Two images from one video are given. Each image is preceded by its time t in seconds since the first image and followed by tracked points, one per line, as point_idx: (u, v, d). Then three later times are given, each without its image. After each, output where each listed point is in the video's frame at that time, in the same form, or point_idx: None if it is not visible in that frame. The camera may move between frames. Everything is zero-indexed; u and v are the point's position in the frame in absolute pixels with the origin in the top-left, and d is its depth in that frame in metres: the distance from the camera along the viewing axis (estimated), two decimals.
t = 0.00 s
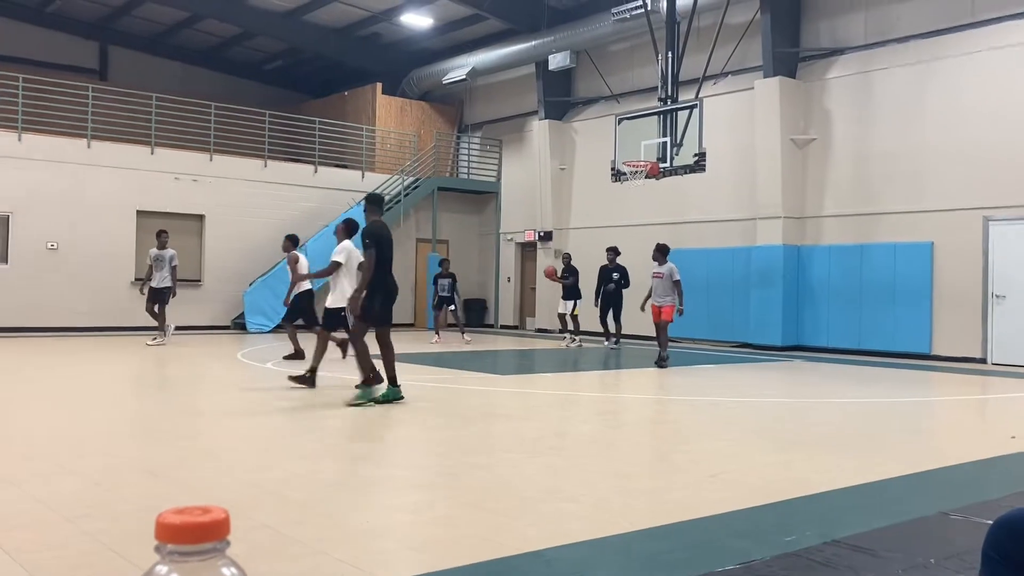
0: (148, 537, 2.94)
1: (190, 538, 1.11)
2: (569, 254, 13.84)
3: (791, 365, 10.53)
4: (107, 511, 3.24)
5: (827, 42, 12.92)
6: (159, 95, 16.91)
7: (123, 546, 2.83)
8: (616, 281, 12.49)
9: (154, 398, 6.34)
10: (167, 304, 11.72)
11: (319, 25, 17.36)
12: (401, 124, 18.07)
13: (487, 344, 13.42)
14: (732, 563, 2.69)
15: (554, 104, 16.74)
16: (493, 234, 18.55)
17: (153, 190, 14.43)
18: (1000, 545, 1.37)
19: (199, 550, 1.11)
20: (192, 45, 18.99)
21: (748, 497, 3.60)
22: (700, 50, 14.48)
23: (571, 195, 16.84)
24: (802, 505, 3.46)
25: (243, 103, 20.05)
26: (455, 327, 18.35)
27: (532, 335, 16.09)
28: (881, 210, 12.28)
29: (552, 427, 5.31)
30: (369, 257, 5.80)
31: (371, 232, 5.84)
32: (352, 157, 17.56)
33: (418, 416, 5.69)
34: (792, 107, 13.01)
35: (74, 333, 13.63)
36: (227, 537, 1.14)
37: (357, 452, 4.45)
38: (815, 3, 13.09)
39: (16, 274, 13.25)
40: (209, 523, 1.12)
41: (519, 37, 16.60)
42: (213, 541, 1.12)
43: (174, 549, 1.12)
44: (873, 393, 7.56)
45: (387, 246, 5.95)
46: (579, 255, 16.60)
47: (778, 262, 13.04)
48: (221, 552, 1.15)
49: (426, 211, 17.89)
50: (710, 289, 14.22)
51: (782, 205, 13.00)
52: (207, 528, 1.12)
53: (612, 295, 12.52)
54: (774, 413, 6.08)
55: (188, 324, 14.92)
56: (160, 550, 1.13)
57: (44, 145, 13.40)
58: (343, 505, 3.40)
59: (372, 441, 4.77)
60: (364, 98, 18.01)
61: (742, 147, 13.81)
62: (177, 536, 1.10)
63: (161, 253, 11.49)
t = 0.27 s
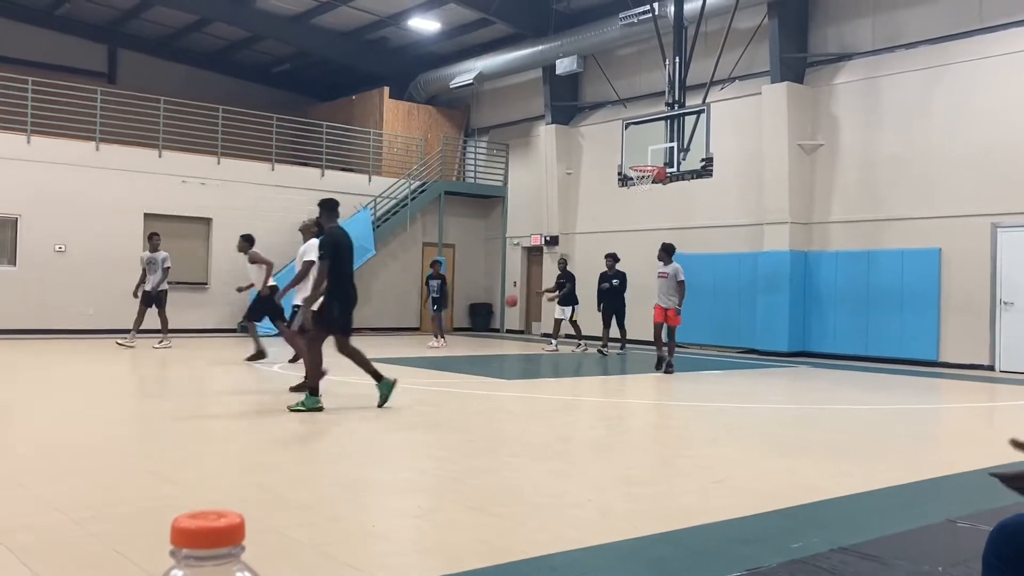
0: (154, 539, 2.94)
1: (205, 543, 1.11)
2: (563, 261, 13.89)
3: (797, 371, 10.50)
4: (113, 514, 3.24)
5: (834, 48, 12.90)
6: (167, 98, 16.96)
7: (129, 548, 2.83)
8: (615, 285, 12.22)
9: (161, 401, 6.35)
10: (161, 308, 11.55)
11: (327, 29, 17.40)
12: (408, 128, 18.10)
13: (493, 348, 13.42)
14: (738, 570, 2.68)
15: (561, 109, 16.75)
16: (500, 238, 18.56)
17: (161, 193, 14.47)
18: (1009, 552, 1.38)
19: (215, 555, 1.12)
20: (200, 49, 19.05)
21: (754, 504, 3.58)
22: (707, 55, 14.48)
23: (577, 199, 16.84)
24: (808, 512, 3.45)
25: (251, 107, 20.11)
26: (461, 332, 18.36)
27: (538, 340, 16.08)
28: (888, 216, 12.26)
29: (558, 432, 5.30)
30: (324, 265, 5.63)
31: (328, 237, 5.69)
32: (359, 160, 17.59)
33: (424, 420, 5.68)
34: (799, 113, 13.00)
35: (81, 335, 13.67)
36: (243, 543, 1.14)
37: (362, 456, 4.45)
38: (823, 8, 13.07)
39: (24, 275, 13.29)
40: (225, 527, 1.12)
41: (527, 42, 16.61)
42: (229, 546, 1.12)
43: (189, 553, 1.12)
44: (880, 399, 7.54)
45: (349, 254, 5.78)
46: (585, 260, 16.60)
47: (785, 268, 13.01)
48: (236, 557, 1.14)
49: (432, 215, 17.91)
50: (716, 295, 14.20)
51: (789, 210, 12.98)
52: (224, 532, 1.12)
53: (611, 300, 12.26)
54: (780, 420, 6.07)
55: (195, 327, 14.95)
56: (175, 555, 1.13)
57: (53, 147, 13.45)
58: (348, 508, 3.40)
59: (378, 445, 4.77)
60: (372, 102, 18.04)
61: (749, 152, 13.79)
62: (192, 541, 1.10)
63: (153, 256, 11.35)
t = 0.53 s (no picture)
0: (162, 541, 2.95)
1: (220, 548, 1.17)
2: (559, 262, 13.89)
3: (805, 377, 10.48)
4: (121, 516, 3.25)
5: (842, 53, 12.89)
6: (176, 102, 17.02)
7: (137, 551, 2.83)
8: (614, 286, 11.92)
9: (169, 403, 6.36)
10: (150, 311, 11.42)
11: (336, 33, 17.44)
12: (416, 132, 18.12)
13: (500, 352, 13.43)
14: None
15: (569, 113, 16.76)
16: (507, 242, 18.57)
17: (169, 196, 14.52)
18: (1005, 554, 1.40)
19: (230, 560, 1.17)
20: (209, 52, 19.12)
21: (762, 510, 3.57)
22: (715, 60, 14.48)
23: (584, 203, 16.84)
24: (816, 518, 3.44)
25: (259, 110, 20.17)
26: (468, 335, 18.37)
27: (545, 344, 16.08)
28: (896, 221, 12.23)
29: (565, 437, 5.29)
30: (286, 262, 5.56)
31: (288, 232, 5.61)
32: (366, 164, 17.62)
33: (431, 423, 5.69)
34: (807, 118, 12.98)
35: (90, 338, 13.71)
36: (256, 546, 1.20)
37: (370, 460, 4.44)
38: (831, 13, 13.06)
39: (33, 278, 13.35)
40: (241, 530, 1.18)
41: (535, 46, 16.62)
42: (246, 549, 1.18)
43: (203, 558, 1.17)
44: (888, 405, 7.51)
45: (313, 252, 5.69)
46: (592, 264, 16.59)
47: (793, 274, 12.98)
48: (250, 561, 1.20)
49: (440, 219, 17.94)
50: (723, 300, 14.18)
51: (796, 215, 12.96)
52: (240, 537, 1.18)
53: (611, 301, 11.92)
54: (788, 425, 6.05)
55: (203, 330, 14.98)
56: (191, 559, 1.18)
57: (63, 150, 13.51)
58: (356, 512, 3.40)
59: (384, 448, 4.77)
60: (379, 106, 18.08)
61: (757, 157, 13.77)
62: (208, 545, 1.16)
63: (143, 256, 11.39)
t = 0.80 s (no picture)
0: (169, 543, 2.95)
1: (228, 550, 1.23)
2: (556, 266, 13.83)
3: (812, 382, 10.45)
4: (128, 518, 3.26)
5: (851, 58, 12.86)
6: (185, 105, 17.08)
7: (143, 553, 2.84)
8: (612, 292, 11.79)
9: (176, 406, 6.38)
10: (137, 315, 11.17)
11: (345, 37, 17.49)
12: (423, 136, 18.15)
13: (507, 355, 13.42)
14: None
15: (576, 117, 16.77)
16: (514, 245, 18.57)
17: (178, 199, 14.57)
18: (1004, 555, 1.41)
19: (237, 562, 1.23)
20: (218, 56, 19.19)
21: (769, 515, 3.56)
22: (723, 64, 14.46)
23: (592, 207, 16.83)
24: (823, 524, 3.42)
25: (268, 114, 20.22)
26: (475, 339, 18.37)
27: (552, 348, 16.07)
28: (905, 227, 12.19)
29: (572, 442, 5.28)
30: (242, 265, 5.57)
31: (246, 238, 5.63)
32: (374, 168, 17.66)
33: (438, 427, 5.68)
34: (816, 123, 12.96)
35: (98, 340, 13.76)
36: (264, 549, 1.26)
37: (375, 463, 4.44)
38: (839, 18, 13.05)
39: (42, 280, 13.40)
40: (249, 535, 1.25)
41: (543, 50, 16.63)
42: (254, 552, 1.24)
43: (213, 559, 1.23)
44: (896, 411, 7.48)
45: (270, 257, 5.74)
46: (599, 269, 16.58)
47: (801, 279, 12.95)
48: (258, 564, 1.26)
49: (447, 223, 18.00)
50: (730, 304, 14.15)
51: (805, 220, 12.94)
52: (246, 540, 1.24)
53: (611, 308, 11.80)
54: (796, 430, 6.03)
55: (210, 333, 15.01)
56: (200, 561, 1.24)
57: (72, 153, 13.57)
58: (362, 515, 3.40)
59: (391, 452, 4.77)
60: (387, 110, 18.11)
61: (765, 162, 13.75)
62: (217, 548, 1.22)
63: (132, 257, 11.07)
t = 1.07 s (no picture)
0: (177, 546, 2.95)
1: (239, 553, 1.41)
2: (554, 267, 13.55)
3: (820, 387, 10.42)
4: (137, 521, 3.26)
5: (860, 62, 12.84)
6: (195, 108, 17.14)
7: (151, 554, 2.84)
8: (608, 294, 11.41)
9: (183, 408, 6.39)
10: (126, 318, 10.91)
11: (353, 41, 17.53)
12: (432, 139, 18.16)
13: (514, 359, 13.42)
14: None
15: (585, 121, 16.77)
16: (521, 249, 18.57)
17: (187, 203, 14.62)
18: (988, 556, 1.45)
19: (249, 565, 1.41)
20: (227, 60, 19.26)
21: (778, 521, 3.54)
22: (732, 68, 14.45)
23: (600, 211, 16.82)
24: (832, 530, 3.40)
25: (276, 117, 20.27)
26: (482, 343, 18.37)
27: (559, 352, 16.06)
28: (914, 231, 12.15)
29: (580, 446, 5.26)
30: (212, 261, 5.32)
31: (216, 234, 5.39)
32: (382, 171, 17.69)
33: (445, 431, 5.68)
34: (824, 127, 12.94)
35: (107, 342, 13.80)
36: (274, 556, 1.44)
37: (383, 467, 4.44)
38: (848, 23, 13.03)
39: (51, 282, 13.45)
40: (260, 540, 1.43)
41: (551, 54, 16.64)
42: (266, 556, 1.42)
43: (225, 563, 1.41)
44: (906, 417, 7.44)
45: (235, 254, 5.50)
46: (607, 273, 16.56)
47: (810, 284, 12.91)
48: (269, 568, 1.44)
49: (455, 226, 17.99)
50: (738, 309, 14.13)
51: (813, 225, 12.91)
52: (257, 543, 1.42)
53: (606, 311, 11.42)
54: (804, 436, 6.00)
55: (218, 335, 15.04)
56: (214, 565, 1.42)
57: (82, 156, 13.63)
58: (369, 518, 3.39)
59: (399, 456, 4.77)
60: (396, 113, 18.14)
61: (773, 166, 13.72)
62: (228, 551, 1.40)
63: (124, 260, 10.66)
